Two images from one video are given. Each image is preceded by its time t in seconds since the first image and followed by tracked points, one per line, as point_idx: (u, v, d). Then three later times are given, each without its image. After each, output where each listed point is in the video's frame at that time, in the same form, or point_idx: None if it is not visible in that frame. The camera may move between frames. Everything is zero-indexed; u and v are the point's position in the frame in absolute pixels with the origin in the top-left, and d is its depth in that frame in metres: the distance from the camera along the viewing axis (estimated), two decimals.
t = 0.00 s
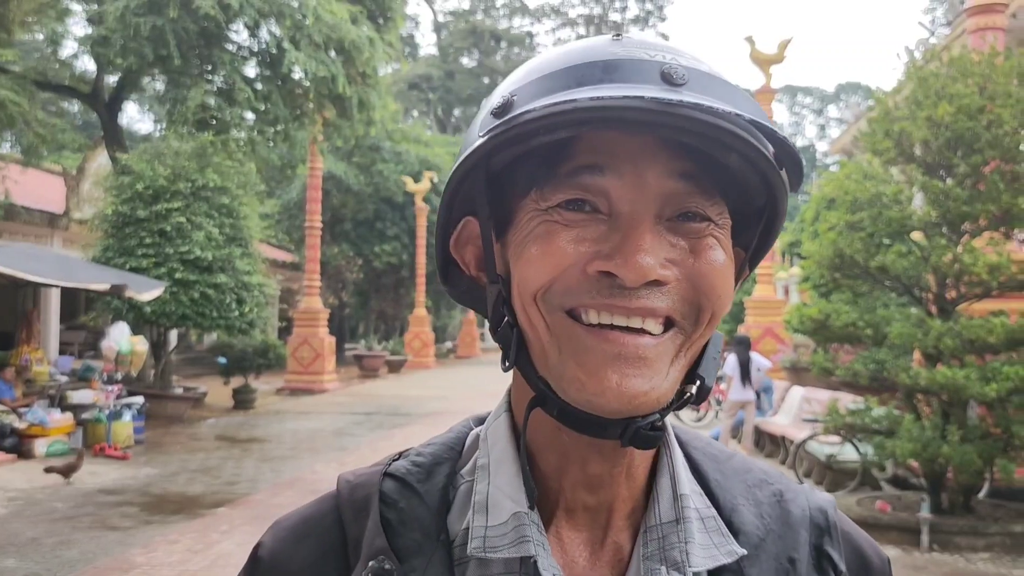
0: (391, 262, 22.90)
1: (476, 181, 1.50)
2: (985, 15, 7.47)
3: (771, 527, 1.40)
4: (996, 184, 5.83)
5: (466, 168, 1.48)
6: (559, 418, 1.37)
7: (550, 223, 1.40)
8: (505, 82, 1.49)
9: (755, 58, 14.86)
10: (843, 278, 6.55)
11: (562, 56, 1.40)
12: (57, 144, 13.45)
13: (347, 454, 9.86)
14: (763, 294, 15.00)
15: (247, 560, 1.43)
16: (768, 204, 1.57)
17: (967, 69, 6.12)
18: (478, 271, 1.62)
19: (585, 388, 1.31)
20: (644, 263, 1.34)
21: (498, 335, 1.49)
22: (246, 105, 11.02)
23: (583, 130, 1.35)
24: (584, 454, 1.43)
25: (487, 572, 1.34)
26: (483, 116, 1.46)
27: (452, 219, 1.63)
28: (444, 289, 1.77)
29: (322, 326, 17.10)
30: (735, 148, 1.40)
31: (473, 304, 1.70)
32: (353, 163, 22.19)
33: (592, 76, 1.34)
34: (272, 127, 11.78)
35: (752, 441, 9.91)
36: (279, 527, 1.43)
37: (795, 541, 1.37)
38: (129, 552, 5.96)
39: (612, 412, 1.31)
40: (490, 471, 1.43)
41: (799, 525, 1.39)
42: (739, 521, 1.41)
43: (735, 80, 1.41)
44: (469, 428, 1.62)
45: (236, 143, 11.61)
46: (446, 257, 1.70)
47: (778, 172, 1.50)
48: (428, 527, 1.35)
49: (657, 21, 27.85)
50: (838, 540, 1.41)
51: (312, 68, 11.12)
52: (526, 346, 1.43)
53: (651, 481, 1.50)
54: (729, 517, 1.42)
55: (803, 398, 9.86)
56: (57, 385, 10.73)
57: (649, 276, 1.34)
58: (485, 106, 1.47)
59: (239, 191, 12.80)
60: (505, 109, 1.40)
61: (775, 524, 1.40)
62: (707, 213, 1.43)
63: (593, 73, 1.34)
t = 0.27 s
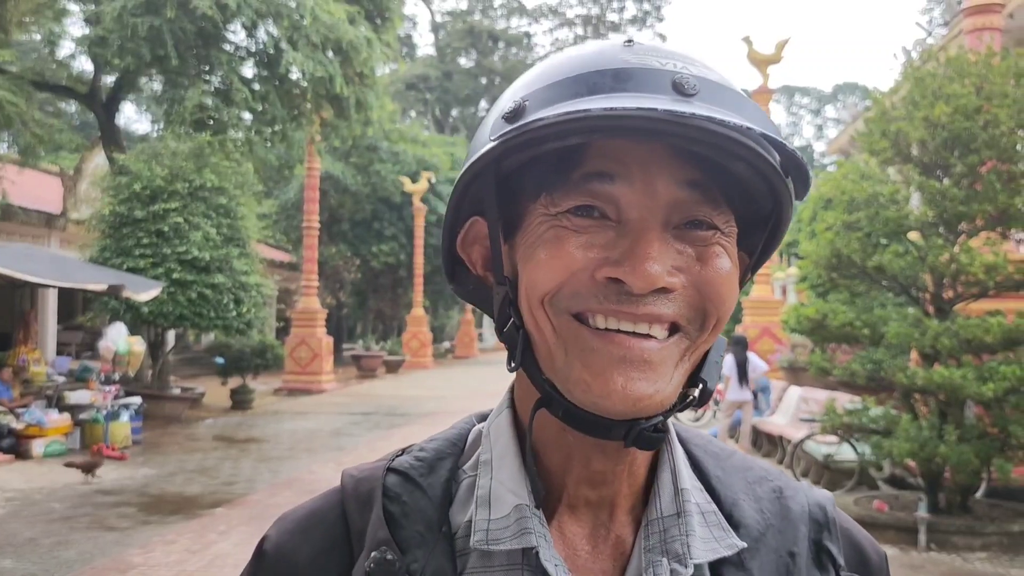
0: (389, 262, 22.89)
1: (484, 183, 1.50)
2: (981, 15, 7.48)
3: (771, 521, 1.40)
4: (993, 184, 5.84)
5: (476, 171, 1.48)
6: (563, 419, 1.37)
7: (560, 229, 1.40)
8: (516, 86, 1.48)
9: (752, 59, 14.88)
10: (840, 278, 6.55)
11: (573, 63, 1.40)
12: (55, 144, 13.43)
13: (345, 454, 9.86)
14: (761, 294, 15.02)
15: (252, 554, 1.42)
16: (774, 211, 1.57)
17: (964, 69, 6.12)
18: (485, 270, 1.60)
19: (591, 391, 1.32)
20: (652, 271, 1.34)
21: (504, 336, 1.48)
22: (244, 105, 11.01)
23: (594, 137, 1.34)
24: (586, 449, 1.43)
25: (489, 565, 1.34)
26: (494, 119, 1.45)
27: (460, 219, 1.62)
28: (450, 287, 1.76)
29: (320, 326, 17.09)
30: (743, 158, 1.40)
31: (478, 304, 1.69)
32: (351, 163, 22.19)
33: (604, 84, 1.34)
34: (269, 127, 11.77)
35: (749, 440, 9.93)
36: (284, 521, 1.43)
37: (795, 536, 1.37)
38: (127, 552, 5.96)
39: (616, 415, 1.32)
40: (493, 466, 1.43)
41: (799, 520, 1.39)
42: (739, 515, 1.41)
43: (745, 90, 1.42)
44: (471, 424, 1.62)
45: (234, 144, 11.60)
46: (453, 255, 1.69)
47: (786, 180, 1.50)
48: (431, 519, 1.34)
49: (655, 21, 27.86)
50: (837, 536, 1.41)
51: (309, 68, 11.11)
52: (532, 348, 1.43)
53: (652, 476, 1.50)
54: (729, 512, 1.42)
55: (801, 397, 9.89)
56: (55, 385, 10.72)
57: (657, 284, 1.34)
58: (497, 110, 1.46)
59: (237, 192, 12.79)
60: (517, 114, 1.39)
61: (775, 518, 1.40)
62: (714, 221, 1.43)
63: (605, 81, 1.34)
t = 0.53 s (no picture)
0: (388, 262, 22.88)
1: (486, 183, 1.49)
2: (980, 15, 7.48)
3: (766, 523, 1.40)
4: (992, 184, 5.84)
5: (477, 171, 1.47)
6: (562, 419, 1.37)
7: (560, 230, 1.40)
8: (518, 88, 1.47)
9: (750, 59, 14.89)
10: (839, 278, 6.55)
11: (576, 66, 1.39)
12: (53, 145, 13.42)
13: (344, 454, 9.86)
14: (760, 294, 15.03)
15: (251, 552, 1.42)
16: (773, 215, 1.57)
17: (963, 69, 6.12)
18: (486, 270, 1.60)
19: (590, 392, 1.32)
20: (651, 274, 1.34)
21: (503, 335, 1.48)
22: (243, 105, 11.00)
23: (595, 140, 1.34)
24: (583, 450, 1.43)
25: (486, 566, 1.33)
26: (497, 120, 1.44)
27: (460, 217, 1.62)
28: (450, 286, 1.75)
29: (319, 326, 17.08)
30: (742, 163, 1.39)
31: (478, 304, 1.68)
32: (350, 163, 22.19)
33: (605, 87, 1.34)
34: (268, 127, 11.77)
35: (748, 440, 9.92)
36: (282, 519, 1.42)
37: (790, 537, 1.38)
38: (126, 553, 5.95)
39: (613, 418, 1.32)
40: (490, 466, 1.43)
41: (793, 522, 1.40)
42: (733, 517, 1.41)
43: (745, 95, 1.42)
44: (468, 423, 1.62)
45: (233, 144, 11.59)
46: (453, 255, 1.68)
47: (786, 184, 1.49)
48: (428, 519, 1.34)
49: (654, 21, 27.87)
50: (831, 538, 1.42)
51: (308, 68, 11.10)
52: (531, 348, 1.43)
53: (648, 477, 1.50)
54: (724, 513, 1.42)
55: (800, 397, 9.89)
56: (54, 386, 10.72)
57: (656, 285, 1.34)
58: (500, 110, 1.46)
59: (236, 192, 12.78)
60: (519, 116, 1.39)
61: (770, 521, 1.40)
62: (713, 224, 1.43)
63: (606, 85, 1.34)
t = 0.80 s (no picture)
0: (388, 262, 22.87)
1: (482, 185, 1.49)
2: (979, 15, 7.48)
3: (761, 521, 1.39)
4: (991, 183, 5.84)
5: (472, 174, 1.47)
6: (559, 420, 1.37)
7: (555, 235, 1.40)
8: (512, 90, 1.47)
9: (751, 59, 14.88)
10: (839, 277, 6.56)
11: (569, 68, 1.39)
12: (54, 145, 13.42)
13: (345, 454, 9.85)
14: (761, 294, 15.03)
15: (250, 547, 1.41)
16: (769, 215, 1.57)
17: (962, 69, 6.13)
18: (482, 271, 1.60)
19: (584, 398, 1.32)
20: (646, 279, 1.34)
21: (499, 338, 1.48)
22: (243, 105, 11.00)
23: (589, 144, 1.34)
24: (582, 448, 1.43)
25: (483, 563, 1.33)
26: (491, 123, 1.44)
27: (457, 218, 1.62)
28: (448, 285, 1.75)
29: (320, 326, 17.08)
30: (736, 165, 1.39)
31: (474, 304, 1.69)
32: (350, 163, 22.19)
33: (598, 92, 1.33)
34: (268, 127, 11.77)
35: (749, 440, 9.92)
36: (282, 514, 1.42)
37: (785, 536, 1.37)
38: (126, 553, 5.95)
39: (608, 423, 1.32)
40: (488, 462, 1.43)
41: (789, 520, 1.39)
42: (730, 514, 1.41)
43: (740, 97, 1.42)
44: (466, 421, 1.62)
45: (233, 144, 11.58)
46: (451, 254, 1.68)
47: (782, 185, 1.49)
48: (426, 514, 1.34)
49: (654, 20, 27.88)
50: (825, 537, 1.42)
51: (308, 68, 11.10)
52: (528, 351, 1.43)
53: (645, 475, 1.50)
54: (720, 511, 1.42)
55: (800, 397, 9.89)
56: (54, 386, 10.72)
57: (650, 290, 1.34)
58: (494, 113, 1.45)
59: (236, 192, 12.78)
60: (512, 120, 1.39)
61: (765, 518, 1.40)
62: (708, 227, 1.43)
63: (599, 89, 1.34)
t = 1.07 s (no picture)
0: (389, 262, 22.88)
1: (463, 198, 1.49)
2: (981, 14, 7.47)
3: (757, 521, 1.39)
4: (993, 182, 5.83)
5: (452, 186, 1.47)
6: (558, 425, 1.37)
7: (540, 241, 1.39)
8: (483, 101, 1.48)
9: (753, 58, 14.88)
10: (840, 277, 6.55)
11: (539, 73, 1.40)
12: (56, 145, 13.44)
13: (346, 454, 9.85)
14: (762, 293, 15.03)
15: (248, 550, 1.41)
16: (750, 201, 1.57)
17: (964, 68, 6.12)
18: (468, 282, 1.60)
19: (582, 401, 1.32)
20: (634, 277, 1.34)
21: (490, 348, 1.48)
22: (245, 105, 11.02)
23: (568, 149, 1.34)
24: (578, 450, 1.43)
25: (479, 566, 1.33)
26: (466, 136, 1.44)
27: (440, 231, 1.62)
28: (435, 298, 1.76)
29: (321, 326, 17.09)
30: (716, 156, 1.40)
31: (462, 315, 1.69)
32: (351, 163, 22.20)
33: (571, 95, 1.34)
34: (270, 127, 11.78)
35: (750, 440, 9.92)
36: (280, 517, 1.43)
37: (781, 535, 1.36)
38: (128, 553, 5.95)
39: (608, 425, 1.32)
40: (484, 465, 1.43)
41: (785, 520, 1.38)
42: (726, 516, 1.40)
43: (710, 87, 1.42)
44: (464, 423, 1.62)
45: (235, 144, 11.59)
46: (434, 268, 1.69)
47: (761, 171, 1.49)
48: (423, 517, 1.34)
49: (656, 20, 27.88)
50: (823, 537, 1.41)
51: (310, 68, 11.11)
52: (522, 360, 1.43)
53: (642, 477, 1.49)
54: (717, 513, 1.42)
55: (802, 397, 9.89)
56: (56, 386, 10.74)
57: (640, 290, 1.34)
58: (468, 126, 1.46)
59: (238, 192, 12.79)
60: (487, 132, 1.39)
61: (761, 519, 1.39)
62: (692, 219, 1.43)
63: (571, 92, 1.34)
